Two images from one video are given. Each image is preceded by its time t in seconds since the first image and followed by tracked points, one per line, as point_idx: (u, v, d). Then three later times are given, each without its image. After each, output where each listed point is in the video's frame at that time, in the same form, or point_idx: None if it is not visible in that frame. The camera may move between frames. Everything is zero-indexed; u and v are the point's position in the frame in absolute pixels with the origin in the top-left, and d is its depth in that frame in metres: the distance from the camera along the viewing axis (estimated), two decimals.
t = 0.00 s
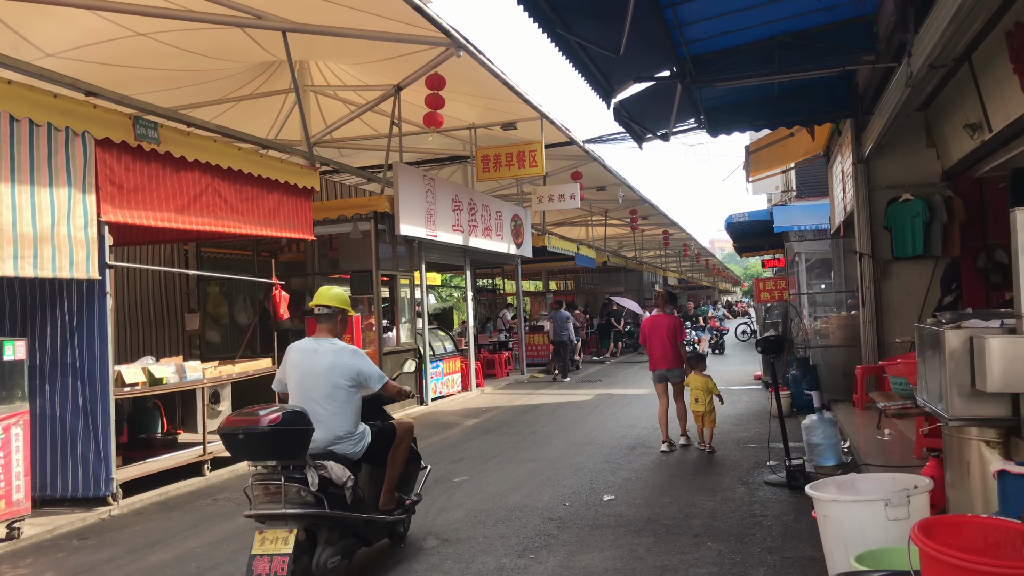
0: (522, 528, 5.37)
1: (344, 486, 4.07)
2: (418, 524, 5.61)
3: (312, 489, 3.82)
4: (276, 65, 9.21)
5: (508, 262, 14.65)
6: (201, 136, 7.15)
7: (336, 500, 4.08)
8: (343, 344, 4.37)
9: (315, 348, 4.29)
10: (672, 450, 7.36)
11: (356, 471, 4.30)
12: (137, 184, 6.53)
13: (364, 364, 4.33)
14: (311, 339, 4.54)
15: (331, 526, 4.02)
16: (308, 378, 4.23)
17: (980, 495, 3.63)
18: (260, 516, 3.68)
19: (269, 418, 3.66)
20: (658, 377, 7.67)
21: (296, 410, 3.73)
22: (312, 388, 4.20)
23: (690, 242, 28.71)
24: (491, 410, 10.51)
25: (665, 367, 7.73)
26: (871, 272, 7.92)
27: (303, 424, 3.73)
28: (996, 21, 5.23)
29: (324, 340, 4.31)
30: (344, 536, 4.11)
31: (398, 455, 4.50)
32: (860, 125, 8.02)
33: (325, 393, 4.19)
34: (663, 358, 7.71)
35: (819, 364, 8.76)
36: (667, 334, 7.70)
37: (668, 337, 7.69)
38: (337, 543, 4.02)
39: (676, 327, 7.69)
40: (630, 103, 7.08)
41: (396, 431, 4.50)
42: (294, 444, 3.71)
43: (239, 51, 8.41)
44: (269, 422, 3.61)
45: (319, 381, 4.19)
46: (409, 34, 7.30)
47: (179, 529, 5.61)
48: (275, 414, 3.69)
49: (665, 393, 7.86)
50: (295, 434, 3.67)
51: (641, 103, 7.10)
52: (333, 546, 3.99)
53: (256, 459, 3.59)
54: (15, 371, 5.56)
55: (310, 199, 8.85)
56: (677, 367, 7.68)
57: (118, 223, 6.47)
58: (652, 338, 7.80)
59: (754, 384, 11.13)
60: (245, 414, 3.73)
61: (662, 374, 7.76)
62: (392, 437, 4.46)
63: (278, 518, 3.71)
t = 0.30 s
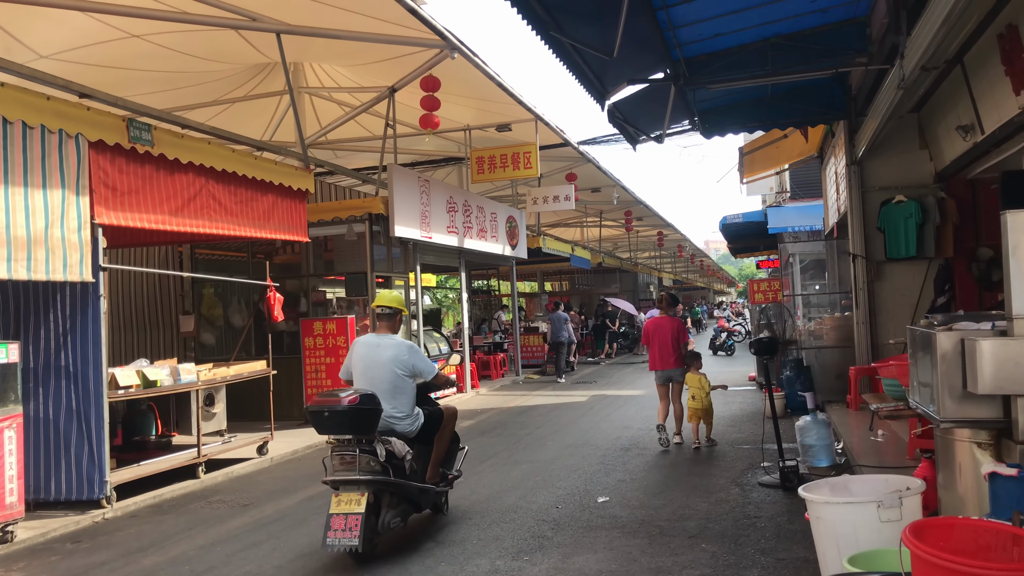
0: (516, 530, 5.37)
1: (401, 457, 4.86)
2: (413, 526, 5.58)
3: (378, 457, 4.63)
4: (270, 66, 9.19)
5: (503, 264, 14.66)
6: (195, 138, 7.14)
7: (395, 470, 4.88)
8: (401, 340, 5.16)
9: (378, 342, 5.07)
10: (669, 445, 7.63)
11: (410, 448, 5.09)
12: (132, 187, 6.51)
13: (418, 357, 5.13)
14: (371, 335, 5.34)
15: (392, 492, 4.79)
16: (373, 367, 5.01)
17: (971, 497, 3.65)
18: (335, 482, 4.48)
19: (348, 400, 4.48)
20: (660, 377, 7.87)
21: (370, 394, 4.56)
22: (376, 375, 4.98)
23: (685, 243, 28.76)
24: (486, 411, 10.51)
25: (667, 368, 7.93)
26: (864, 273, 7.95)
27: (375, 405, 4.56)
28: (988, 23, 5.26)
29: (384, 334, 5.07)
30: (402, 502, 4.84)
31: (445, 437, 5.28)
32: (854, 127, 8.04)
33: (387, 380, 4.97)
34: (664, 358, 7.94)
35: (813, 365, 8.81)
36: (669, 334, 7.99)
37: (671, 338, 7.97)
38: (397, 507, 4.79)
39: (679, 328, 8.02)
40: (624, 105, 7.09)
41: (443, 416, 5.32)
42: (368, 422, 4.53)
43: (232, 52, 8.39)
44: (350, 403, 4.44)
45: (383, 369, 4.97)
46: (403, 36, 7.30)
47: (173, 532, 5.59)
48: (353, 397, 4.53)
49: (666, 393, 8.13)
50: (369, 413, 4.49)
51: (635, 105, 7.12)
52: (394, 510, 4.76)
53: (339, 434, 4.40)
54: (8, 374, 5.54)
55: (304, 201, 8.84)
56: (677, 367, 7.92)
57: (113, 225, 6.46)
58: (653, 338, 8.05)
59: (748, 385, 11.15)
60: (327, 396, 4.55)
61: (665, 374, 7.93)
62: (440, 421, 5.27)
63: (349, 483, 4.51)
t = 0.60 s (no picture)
0: (514, 537, 5.36)
1: (447, 442, 5.68)
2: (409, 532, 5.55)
3: (428, 441, 5.46)
4: (268, 71, 9.19)
5: (500, 268, 14.66)
6: (192, 142, 7.13)
7: (442, 453, 5.70)
8: (447, 340, 5.93)
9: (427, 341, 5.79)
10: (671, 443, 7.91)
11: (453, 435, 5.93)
12: (129, 191, 6.50)
13: (462, 357, 5.92)
14: (420, 334, 6.10)
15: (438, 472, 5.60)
16: (424, 364, 5.77)
17: (968, 505, 3.66)
18: (391, 462, 5.28)
19: (405, 392, 5.31)
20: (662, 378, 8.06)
21: (423, 388, 5.39)
22: (426, 371, 5.75)
23: (682, 247, 28.81)
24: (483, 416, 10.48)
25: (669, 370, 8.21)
26: (861, 278, 7.97)
27: (427, 397, 5.38)
28: (985, 29, 5.26)
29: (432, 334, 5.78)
30: (446, 481, 5.65)
31: (482, 426, 6.13)
32: (850, 132, 8.06)
33: (436, 376, 5.76)
34: (667, 361, 8.19)
35: (810, 370, 8.85)
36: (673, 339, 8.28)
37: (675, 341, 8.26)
38: (442, 485, 5.58)
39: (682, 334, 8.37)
40: (622, 109, 7.09)
41: (482, 408, 6.17)
42: (420, 411, 5.35)
43: (230, 57, 8.39)
44: (406, 394, 5.26)
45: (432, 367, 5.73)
46: (400, 41, 7.31)
47: (169, 538, 5.57)
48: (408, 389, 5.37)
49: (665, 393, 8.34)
50: (422, 404, 5.32)
51: (633, 110, 7.12)
52: (440, 487, 5.55)
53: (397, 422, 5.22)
54: (4, 379, 5.51)
55: (301, 205, 8.83)
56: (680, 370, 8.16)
57: (109, 230, 6.44)
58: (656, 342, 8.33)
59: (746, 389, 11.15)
60: (386, 389, 5.38)
61: (665, 377, 8.21)
62: (479, 413, 6.12)
63: (402, 463, 5.31)
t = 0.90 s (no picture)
0: (513, 542, 5.36)
1: (486, 431, 6.46)
2: (409, 538, 5.54)
3: (469, 429, 6.26)
4: (266, 75, 9.20)
5: (499, 272, 14.66)
6: (191, 148, 7.13)
7: (482, 441, 6.47)
8: (487, 342, 6.69)
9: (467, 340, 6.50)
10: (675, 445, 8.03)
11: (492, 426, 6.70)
12: (127, 198, 6.49)
13: (500, 357, 6.68)
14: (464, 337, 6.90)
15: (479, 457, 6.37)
16: (466, 362, 6.56)
17: (966, 513, 3.67)
18: (438, 448, 6.09)
19: (449, 386, 6.12)
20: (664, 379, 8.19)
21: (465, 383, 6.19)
22: (468, 369, 6.53)
23: (681, 250, 28.86)
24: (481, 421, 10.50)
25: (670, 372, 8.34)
26: (860, 283, 7.98)
27: (468, 391, 6.17)
28: (983, 36, 5.28)
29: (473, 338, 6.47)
30: (487, 465, 6.40)
31: (518, 419, 6.87)
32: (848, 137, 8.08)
33: (477, 372, 6.52)
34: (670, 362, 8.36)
35: (809, 375, 8.80)
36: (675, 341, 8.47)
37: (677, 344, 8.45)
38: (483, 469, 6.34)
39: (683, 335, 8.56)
40: (620, 115, 7.10)
41: (517, 403, 6.93)
42: (463, 403, 6.14)
43: (229, 61, 8.40)
44: (451, 388, 6.06)
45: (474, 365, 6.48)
46: (399, 46, 7.32)
47: (169, 544, 5.56)
48: (452, 385, 6.17)
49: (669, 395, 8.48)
50: (464, 397, 6.11)
51: (632, 115, 7.14)
52: (481, 471, 6.31)
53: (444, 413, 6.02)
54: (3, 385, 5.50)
55: (300, 210, 8.84)
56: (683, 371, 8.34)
57: (109, 235, 6.43)
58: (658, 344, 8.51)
59: (745, 394, 11.17)
60: (433, 384, 6.20)
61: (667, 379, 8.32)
62: (515, 406, 6.88)
63: (447, 450, 6.09)
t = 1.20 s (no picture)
0: (516, 544, 5.35)
1: (523, 418, 7.14)
2: (410, 540, 5.53)
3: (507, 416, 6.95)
4: (267, 76, 9.20)
5: (500, 272, 14.66)
6: (192, 149, 7.12)
7: (520, 427, 7.17)
8: (523, 339, 7.36)
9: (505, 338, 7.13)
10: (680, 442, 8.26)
11: (528, 414, 7.39)
12: (129, 199, 6.49)
13: (535, 352, 7.33)
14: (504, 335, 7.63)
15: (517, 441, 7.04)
16: (504, 356, 7.25)
17: (969, 516, 3.65)
18: (480, 434, 6.79)
19: (488, 378, 6.84)
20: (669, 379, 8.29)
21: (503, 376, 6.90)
22: (505, 363, 7.24)
23: (682, 250, 28.86)
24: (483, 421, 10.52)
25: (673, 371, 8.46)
26: (862, 283, 7.96)
27: (506, 383, 6.89)
28: (986, 35, 5.25)
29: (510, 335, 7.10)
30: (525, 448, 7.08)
31: (552, 407, 7.52)
32: (851, 137, 8.06)
33: (514, 366, 7.21)
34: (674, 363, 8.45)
35: (811, 375, 8.80)
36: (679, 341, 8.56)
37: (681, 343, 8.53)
38: (522, 452, 7.02)
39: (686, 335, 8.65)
40: (622, 115, 7.09)
41: (552, 393, 7.61)
42: (501, 393, 6.84)
43: (230, 62, 8.39)
44: (489, 379, 6.79)
45: (512, 359, 7.16)
46: (400, 46, 7.30)
47: (171, 546, 5.57)
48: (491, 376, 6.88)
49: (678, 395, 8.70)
50: (502, 387, 6.82)
51: (633, 115, 7.12)
52: (520, 454, 6.98)
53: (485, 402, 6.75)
54: (4, 388, 5.50)
55: (302, 211, 8.83)
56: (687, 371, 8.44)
57: (110, 237, 6.43)
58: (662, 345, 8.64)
59: (746, 394, 11.17)
60: (474, 376, 6.93)
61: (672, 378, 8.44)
62: (549, 395, 7.56)
63: (488, 434, 6.79)
